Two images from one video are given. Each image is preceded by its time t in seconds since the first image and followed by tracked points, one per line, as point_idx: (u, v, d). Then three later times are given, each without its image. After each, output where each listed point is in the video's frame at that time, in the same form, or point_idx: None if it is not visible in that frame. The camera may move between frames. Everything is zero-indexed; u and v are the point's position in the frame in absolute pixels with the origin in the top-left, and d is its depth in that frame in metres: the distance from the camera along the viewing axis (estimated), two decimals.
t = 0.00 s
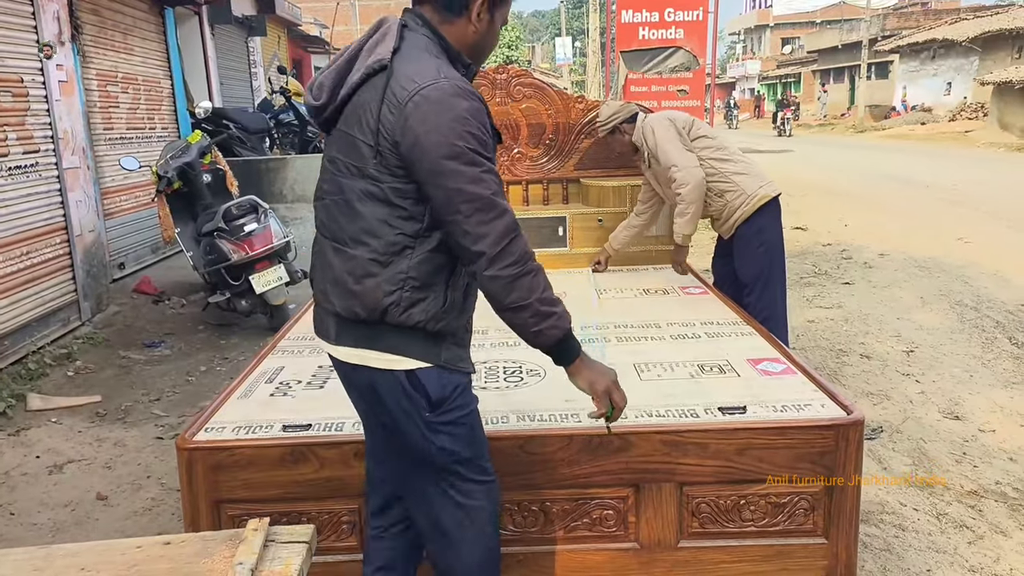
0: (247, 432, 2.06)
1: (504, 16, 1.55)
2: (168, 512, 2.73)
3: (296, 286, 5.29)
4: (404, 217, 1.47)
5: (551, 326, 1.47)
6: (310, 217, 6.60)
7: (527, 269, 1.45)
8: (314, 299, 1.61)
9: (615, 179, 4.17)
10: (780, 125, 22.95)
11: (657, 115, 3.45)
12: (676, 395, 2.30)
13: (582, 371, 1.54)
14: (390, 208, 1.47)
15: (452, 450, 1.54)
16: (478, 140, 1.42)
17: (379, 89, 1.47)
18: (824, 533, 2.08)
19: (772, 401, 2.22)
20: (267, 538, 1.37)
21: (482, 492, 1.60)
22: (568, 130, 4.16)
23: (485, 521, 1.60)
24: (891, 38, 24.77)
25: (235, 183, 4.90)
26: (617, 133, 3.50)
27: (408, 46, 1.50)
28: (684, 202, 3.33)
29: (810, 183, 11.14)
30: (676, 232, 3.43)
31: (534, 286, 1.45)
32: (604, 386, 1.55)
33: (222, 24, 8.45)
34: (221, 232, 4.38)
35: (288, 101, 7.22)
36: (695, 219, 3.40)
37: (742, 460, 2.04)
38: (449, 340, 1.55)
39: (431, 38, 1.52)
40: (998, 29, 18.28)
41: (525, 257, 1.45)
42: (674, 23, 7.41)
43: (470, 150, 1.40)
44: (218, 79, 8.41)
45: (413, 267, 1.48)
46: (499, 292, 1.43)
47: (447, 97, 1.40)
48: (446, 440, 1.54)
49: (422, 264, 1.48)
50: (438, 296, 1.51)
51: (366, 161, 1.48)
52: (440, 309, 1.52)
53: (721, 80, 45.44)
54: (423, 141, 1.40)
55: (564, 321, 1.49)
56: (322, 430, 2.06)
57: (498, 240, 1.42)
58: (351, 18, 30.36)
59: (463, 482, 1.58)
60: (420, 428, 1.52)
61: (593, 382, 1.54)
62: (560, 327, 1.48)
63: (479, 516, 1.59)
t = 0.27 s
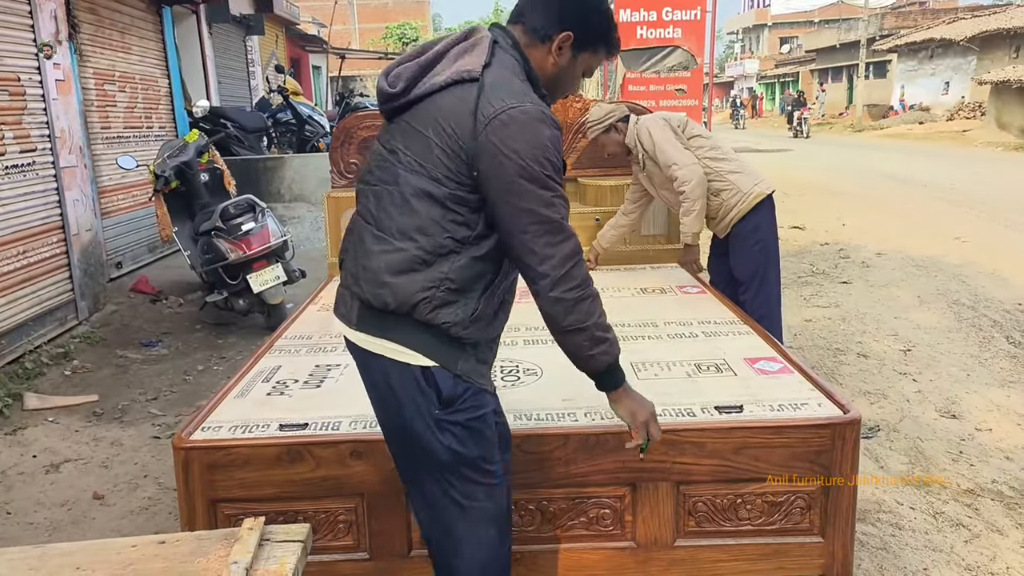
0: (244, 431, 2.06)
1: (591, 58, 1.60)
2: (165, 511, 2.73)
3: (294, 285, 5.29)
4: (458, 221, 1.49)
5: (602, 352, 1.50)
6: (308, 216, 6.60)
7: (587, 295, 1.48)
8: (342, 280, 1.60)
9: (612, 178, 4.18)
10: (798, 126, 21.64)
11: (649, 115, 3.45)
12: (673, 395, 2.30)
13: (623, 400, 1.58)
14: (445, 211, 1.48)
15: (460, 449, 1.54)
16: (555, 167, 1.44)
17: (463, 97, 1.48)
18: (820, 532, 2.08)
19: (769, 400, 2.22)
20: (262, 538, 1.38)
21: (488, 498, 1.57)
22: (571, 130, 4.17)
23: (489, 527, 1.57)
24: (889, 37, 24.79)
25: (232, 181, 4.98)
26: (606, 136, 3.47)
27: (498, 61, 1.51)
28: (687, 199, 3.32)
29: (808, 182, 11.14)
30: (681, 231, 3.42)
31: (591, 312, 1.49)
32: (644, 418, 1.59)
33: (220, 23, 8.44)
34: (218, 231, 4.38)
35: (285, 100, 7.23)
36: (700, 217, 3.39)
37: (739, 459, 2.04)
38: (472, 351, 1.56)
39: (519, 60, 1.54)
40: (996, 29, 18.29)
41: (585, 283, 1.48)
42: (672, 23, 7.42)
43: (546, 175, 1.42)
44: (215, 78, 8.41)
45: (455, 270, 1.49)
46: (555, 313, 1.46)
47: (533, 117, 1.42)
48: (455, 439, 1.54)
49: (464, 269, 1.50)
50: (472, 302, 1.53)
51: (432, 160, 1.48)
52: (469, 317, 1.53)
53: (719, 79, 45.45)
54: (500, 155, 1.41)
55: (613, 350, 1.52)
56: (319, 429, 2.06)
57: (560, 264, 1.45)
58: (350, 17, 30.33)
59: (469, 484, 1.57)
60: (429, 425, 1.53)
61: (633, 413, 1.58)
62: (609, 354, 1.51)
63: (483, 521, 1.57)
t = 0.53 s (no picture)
0: (237, 431, 2.05)
1: (635, 100, 1.63)
2: (159, 511, 2.73)
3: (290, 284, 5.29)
4: (480, 223, 1.54)
5: (614, 369, 1.51)
6: (304, 216, 6.60)
7: (601, 312, 1.50)
8: (364, 268, 1.66)
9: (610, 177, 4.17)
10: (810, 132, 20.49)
11: (646, 114, 3.42)
12: (667, 394, 2.30)
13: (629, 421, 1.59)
14: (469, 211, 1.54)
15: (472, 447, 1.58)
16: (582, 184, 1.47)
17: (503, 107, 1.54)
18: (813, 531, 2.09)
19: (762, 399, 2.22)
20: (252, 537, 1.38)
21: (503, 495, 1.62)
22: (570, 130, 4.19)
23: (506, 523, 1.62)
24: (886, 37, 24.82)
25: (228, 182, 4.88)
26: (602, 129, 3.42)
27: (544, 80, 1.57)
28: (684, 201, 3.32)
29: (805, 182, 11.15)
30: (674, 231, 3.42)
31: (605, 328, 1.50)
32: (650, 440, 1.61)
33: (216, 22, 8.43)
34: (213, 230, 4.38)
35: (281, 99, 7.23)
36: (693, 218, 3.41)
37: (732, 458, 2.04)
38: (482, 356, 1.58)
39: (565, 84, 1.59)
40: (992, 29, 18.32)
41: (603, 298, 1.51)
42: (669, 22, 7.43)
43: (572, 190, 1.46)
44: (211, 77, 8.40)
45: (470, 270, 1.53)
46: (570, 323, 1.49)
47: (567, 132, 1.46)
48: (467, 436, 1.57)
49: (479, 270, 1.54)
50: (484, 304, 1.56)
51: (463, 162, 1.55)
52: (478, 319, 1.55)
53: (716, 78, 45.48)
54: (529, 163, 1.45)
55: (623, 368, 1.53)
56: (313, 429, 2.06)
57: (578, 277, 1.48)
58: (347, 16, 30.27)
59: (484, 481, 1.61)
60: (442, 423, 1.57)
61: (639, 435, 1.60)
62: (619, 373, 1.52)
63: (499, 518, 1.61)
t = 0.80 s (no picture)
0: (231, 432, 2.06)
1: (656, 123, 1.65)
2: (153, 512, 2.73)
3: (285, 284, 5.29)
4: (490, 216, 1.57)
5: (616, 369, 1.53)
6: (299, 216, 6.61)
7: (605, 310, 1.52)
8: (376, 253, 1.70)
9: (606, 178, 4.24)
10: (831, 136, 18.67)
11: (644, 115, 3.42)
12: (660, 395, 2.31)
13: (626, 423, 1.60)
14: (481, 203, 1.57)
15: (467, 443, 1.60)
16: (596, 185, 1.50)
17: (526, 108, 1.58)
18: (806, 531, 2.10)
19: (755, 400, 2.24)
20: (245, 539, 1.39)
21: (496, 493, 1.63)
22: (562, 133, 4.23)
23: (498, 521, 1.63)
24: (880, 38, 24.89)
25: (222, 181, 4.88)
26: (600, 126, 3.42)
27: (571, 90, 1.61)
28: (683, 201, 3.34)
29: (800, 182, 11.18)
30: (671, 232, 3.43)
31: (609, 327, 1.52)
32: (648, 441, 1.62)
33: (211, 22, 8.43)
34: (208, 231, 4.36)
35: (277, 99, 7.23)
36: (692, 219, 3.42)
37: (725, 459, 2.05)
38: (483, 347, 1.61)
39: (590, 96, 1.62)
40: (986, 30, 18.40)
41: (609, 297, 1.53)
42: (663, 23, 7.46)
43: (586, 189, 1.49)
44: (206, 77, 8.39)
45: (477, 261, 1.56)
46: (575, 318, 1.51)
47: (586, 134, 1.50)
48: (462, 431, 1.60)
49: (486, 262, 1.57)
50: (488, 296, 1.59)
51: (480, 156, 1.59)
52: (481, 309, 1.58)
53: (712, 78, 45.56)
54: (544, 159, 1.49)
55: (625, 369, 1.55)
56: (307, 431, 2.06)
57: (586, 273, 1.50)
58: (343, 15, 30.25)
59: (477, 479, 1.63)
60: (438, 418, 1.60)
61: (637, 437, 1.61)
62: (621, 373, 1.54)
63: (491, 516, 1.62)
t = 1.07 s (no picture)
0: (229, 432, 2.06)
1: (669, 137, 1.65)
2: (150, 512, 2.73)
3: (282, 284, 5.29)
4: (492, 203, 1.59)
5: (611, 362, 1.57)
6: (296, 216, 6.60)
7: (602, 301, 1.54)
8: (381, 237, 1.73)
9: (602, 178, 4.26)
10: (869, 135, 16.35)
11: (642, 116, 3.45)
12: (657, 395, 2.32)
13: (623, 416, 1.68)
14: (484, 190, 1.59)
15: (451, 435, 1.62)
16: (599, 177, 1.51)
17: (538, 105, 1.62)
18: (802, 530, 2.11)
19: (751, 399, 2.25)
20: (244, 538, 1.39)
21: (480, 486, 1.66)
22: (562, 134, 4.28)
23: (481, 515, 1.65)
24: (877, 38, 24.94)
25: (219, 182, 4.94)
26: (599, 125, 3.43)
27: (585, 95, 1.63)
28: (682, 200, 3.37)
29: (796, 182, 11.20)
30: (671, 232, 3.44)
31: (606, 319, 1.55)
32: (644, 433, 1.70)
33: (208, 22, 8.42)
34: (204, 231, 4.36)
35: (274, 99, 7.23)
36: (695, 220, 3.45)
37: (721, 458, 2.06)
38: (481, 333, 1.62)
39: (605, 103, 1.63)
40: (982, 30, 18.44)
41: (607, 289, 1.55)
42: (660, 23, 7.48)
43: (589, 180, 1.50)
44: (203, 77, 8.38)
45: (477, 247, 1.58)
46: (573, 307, 1.53)
47: (593, 130, 1.52)
48: (447, 423, 1.61)
49: (486, 248, 1.58)
50: (485, 281, 1.59)
51: (488, 146, 1.61)
52: (477, 294, 1.59)
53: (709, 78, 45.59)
54: (550, 150, 1.51)
55: (620, 363, 1.58)
56: (304, 430, 2.07)
57: (585, 264, 1.52)
58: (339, 15, 30.22)
59: (462, 471, 1.65)
60: (425, 407, 1.62)
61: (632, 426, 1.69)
62: (615, 367, 1.58)
63: (474, 509, 1.65)
